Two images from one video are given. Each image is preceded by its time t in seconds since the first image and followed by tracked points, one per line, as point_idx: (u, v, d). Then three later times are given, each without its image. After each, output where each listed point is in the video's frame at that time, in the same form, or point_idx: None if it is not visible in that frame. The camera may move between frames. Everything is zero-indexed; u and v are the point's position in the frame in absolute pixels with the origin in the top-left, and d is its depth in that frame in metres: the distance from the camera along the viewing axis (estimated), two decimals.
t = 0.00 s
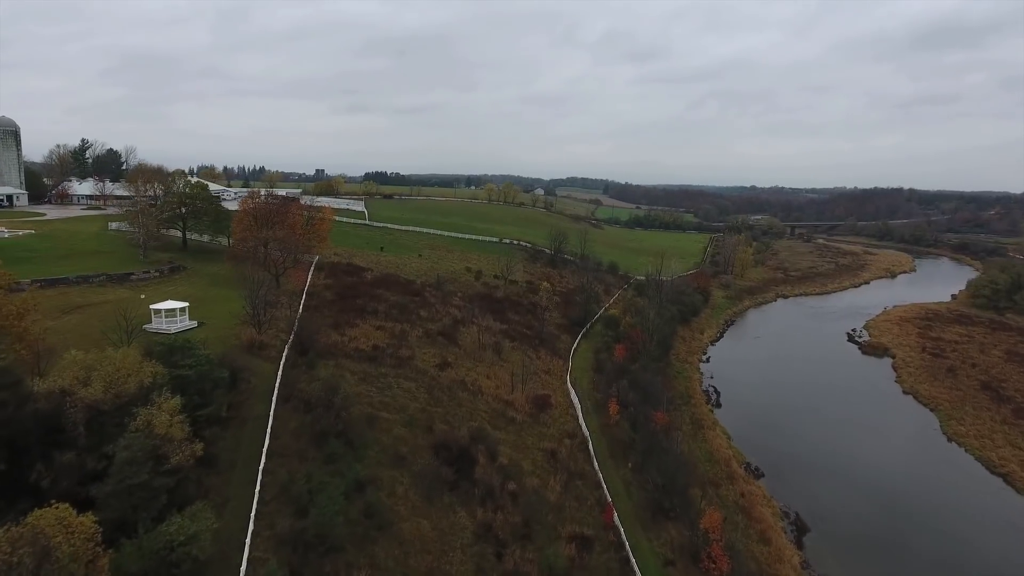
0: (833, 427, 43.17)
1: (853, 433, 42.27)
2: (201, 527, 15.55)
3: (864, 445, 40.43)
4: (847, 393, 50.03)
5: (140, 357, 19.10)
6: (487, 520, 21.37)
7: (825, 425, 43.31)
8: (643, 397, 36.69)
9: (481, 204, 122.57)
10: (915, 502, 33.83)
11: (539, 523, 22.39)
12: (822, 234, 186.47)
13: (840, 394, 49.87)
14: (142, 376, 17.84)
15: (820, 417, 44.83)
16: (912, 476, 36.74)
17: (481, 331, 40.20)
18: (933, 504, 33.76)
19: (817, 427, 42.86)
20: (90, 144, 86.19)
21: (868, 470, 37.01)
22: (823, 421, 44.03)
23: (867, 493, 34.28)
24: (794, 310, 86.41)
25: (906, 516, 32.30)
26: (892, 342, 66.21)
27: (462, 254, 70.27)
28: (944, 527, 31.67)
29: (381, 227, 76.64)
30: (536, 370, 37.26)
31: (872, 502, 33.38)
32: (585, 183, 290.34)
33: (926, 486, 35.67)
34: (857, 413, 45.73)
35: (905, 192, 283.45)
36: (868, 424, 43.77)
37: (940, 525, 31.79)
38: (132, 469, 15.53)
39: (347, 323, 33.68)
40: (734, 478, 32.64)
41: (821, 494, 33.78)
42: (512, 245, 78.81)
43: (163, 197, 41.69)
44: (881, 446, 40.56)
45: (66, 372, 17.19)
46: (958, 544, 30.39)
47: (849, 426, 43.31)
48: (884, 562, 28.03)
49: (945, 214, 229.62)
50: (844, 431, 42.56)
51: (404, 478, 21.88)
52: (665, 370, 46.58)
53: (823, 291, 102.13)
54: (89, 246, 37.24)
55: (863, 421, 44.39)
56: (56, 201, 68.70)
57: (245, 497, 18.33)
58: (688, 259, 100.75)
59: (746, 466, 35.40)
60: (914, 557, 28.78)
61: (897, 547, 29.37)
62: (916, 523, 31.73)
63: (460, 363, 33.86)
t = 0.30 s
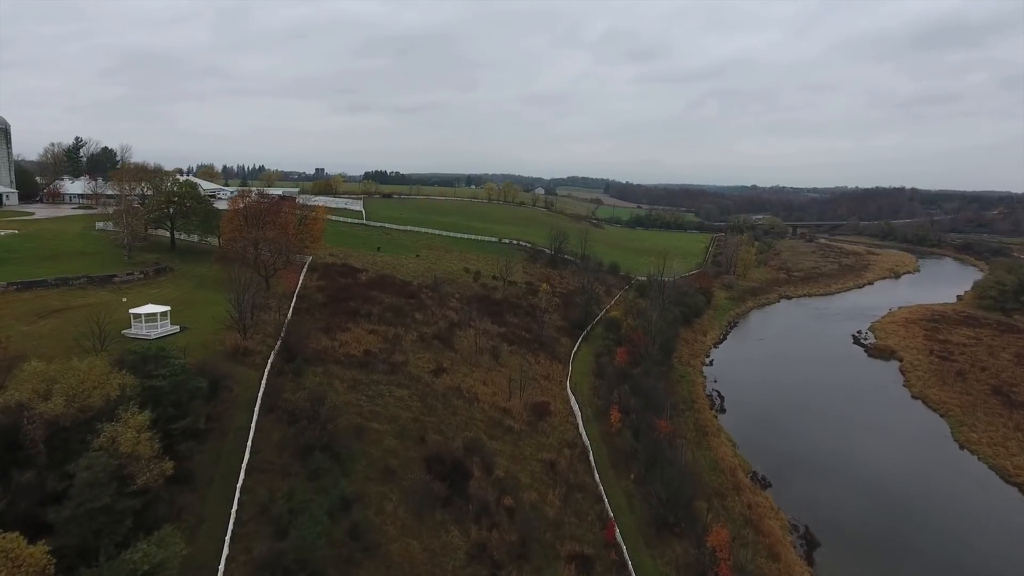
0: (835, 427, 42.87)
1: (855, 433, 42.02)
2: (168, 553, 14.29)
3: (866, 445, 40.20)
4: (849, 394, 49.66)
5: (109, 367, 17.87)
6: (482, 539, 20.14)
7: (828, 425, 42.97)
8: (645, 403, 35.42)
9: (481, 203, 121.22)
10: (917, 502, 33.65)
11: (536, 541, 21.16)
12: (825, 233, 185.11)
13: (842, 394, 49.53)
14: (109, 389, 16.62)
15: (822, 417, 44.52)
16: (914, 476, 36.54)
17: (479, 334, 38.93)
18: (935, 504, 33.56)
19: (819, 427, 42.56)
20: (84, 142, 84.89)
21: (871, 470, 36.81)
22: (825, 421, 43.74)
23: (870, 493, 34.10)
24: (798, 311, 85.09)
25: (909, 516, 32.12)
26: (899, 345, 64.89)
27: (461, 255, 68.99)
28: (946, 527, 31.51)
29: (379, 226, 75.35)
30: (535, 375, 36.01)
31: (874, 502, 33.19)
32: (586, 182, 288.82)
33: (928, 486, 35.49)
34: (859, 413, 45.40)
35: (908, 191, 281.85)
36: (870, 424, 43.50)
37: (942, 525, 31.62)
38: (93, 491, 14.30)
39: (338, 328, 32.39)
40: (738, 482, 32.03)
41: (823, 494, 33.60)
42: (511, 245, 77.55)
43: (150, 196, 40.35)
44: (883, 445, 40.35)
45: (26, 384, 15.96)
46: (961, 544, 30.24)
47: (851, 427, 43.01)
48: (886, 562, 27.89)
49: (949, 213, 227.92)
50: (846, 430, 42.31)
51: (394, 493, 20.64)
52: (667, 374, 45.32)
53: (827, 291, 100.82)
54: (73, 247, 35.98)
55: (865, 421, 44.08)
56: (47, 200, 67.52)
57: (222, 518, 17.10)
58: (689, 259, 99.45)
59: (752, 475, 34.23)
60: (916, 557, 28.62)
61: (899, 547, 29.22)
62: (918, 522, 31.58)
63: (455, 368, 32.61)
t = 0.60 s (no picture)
0: (837, 427, 42.62)
1: (856, 432, 41.83)
2: None
3: (867, 444, 40.00)
4: (851, 393, 49.40)
5: (74, 380, 16.66)
6: (475, 561, 18.90)
7: (829, 425, 42.74)
8: (648, 410, 34.15)
9: (481, 203, 120.04)
10: (918, 500, 33.48)
11: (534, 561, 19.90)
12: (828, 233, 183.55)
13: (842, 393, 49.29)
14: (72, 404, 15.41)
15: (823, 417, 44.26)
16: (915, 475, 36.39)
17: (476, 338, 37.71)
18: (937, 502, 33.39)
19: (821, 427, 42.32)
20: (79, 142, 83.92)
21: (872, 469, 36.65)
22: (826, 421, 43.49)
23: (871, 491, 33.95)
24: (803, 312, 83.74)
25: (910, 515, 31.96)
26: (906, 347, 63.58)
27: (459, 255, 67.80)
28: (948, 525, 31.38)
29: (377, 226, 74.20)
30: (533, 381, 34.76)
31: (875, 500, 33.13)
32: (587, 182, 286.99)
33: (931, 485, 35.29)
34: (860, 413, 45.13)
35: (911, 190, 280.14)
36: (872, 424, 43.27)
37: (944, 523, 31.47)
38: (47, 518, 13.02)
39: (330, 333, 31.17)
40: (744, 490, 31.07)
41: (824, 492, 33.46)
42: (511, 245, 76.30)
43: (138, 195, 39.14)
44: (884, 444, 40.14)
45: None
46: (962, 542, 30.11)
47: (852, 425, 42.81)
48: (887, 561, 27.76)
49: (953, 213, 226.29)
50: (847, 430, 42.10)
51: (382, 511, 19.39)
52: (671, 378, 44.10)
53: (831, 292, 99.43)
54: (55, 248, 34.79)
55: (866, 421, 43.84)
56: (39, 200, 66.38)
57: (194, 543, 15.85)
58: (691, 259, 98.11)
59: (759, 487, 33.01)
60: (919, 555, 28.48)
61: (901, 546, 29.10)
62: (921, 521, 31.39)
63: (451, 375, 31.38)
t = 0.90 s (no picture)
0: (838, 429, 42.92)
1: (856, 433, 42.18)
2: None
3: (867, 446, 40.40)
4: (851, 396, 49.69)
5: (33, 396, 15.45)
6: None
7: (829, 427, 43.05)
8: (651, 419, 32.90)
9: (480, 202, 118.74)
10: (919, 501, 33.94)
11: None
12: (831, 233, 182.01)
13: (842, 396, 49.61)
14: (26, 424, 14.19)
15: (824, 420, 44.49)
16: (915, 476, 36.87)
17: (473, 342, 36.49)
18: (937, 503, 33.85)
19: (822, 429, 42.60)
20: (72, 140, 82.69)
21: (873, 470, 37.08)
22: (827, 423, 43.83)
23: (873, 492, 34.35)
24: (807, 314, 82.41)
25: (911, 515, 32.41)
26: (914, 350, 62.32)
27: (458, 255, 66.56)
28: (948, 525, 31.87)
29: (374, 226, 72.98)
30: (532, 387, 33.50)
31: (876, 500, 33.61)
32: (588, 181, 285.85)
33: (930, 485, 35.85)
34: (860, 416, 45.52)
35: (914, 190, 278.60)
36: (872, 426, 43.67)
37: (945, 524, 31.94)
38: None
39: (319, 338, 29.95)
40: (751, 503, 29.66)
41: (826, 493, 33.83)
42: (511, 245, 75.04)
43: (124, 194, 37.98)
44: (884, 446, 40.60)
45: None
46: (963, 542, 30.60)
47: (853, 427, 43.23)
48: (890, 561, 28.16)
49: (956, 212, 224.75)
50: (848, 432, 42.46)
51: (368, 532, 18.14)
52: (674, 383, 43.00)
53: (835, 293, 98.11)
54: (37, 249, 33.62)
55: (867, 423, 44.18)
56: (30, 199, 65.21)
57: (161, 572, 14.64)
58: (694, 259, 96.76)
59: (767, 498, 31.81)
60: (920, 555, 28.95)
61: (902, 545, 29.54)
62: (922, 521, 31.89)
63: (446, 381, 30.15)
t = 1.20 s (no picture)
0: (841, 430, 42.52)
1: (860, 434, 41.78)
2: None
3: (871, 446, 40.02)
4: (855, 397, 49.18)
5: None
6: None
7: (833, 428, 42.61)
8: (655, 426, 31.66)
9: (480, 201, 117.20)
10: (922, 501, 33.60)
11: None
12: (834, 233, 180.38)
13: (846, 397, 49.11)
14: None
15: (828, 421, 43.99)
16: (919, 476, 36.51)
17: (469, 348, 35.06)
18: (940, 503, 33.52)
19: (825, 429, 42.17)
20: (65, 138, 81.41)
21: (876, 470, 36.75)
22: (830, 424, 43.38)
23: (875, 492, 34.03)
24: (812, 315, 80.87)
25: (914, 515, 32.10)
26: (923, 353, 60.82)
27: (456, 256, 65.08)
28: (951, 525, 31.54)
29: (371, 226, 71.58)
30: (530, 395, 32.05)
31: (878, 500, 33.35)
32: (589, 180, 284.04)
33: (934, 485, 35.50)
34: (864, 416, 45.05)
35: (917, 189, 276.54)
36: (875, 427, 43.29)
37: (948, 524, 31.60)
38: None
39: (307, 344, 28.56)
40: (759, 516, 28.28)
41: (828, 493, 33.53)
42: (510, 245, 73.61)
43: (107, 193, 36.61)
44: (888, 446, 40.22)
45: None
46: (966, 542, 30.27)
47: (857, 428, 42.81)
48: (893, 561, 27.85)
49: (960, 212, 222.71)
50: (851, 433, 42.04)
51: (349, 559, 16.73)
52: (677, 388, 41.68)
53: (840, 294, 96.59)
54: (14, 251, 32.27)
55: (870, 423, 43.76)
56: (19, 198, 63.85)
57: None
58: (696, 260, 95.19)
59: (777, 513, 30.32)
60: (922, 555, 28.64)
61: (905, 546, 29.23)
62: (925, 521, 31.57)
63: (439, 390, 28.74)
